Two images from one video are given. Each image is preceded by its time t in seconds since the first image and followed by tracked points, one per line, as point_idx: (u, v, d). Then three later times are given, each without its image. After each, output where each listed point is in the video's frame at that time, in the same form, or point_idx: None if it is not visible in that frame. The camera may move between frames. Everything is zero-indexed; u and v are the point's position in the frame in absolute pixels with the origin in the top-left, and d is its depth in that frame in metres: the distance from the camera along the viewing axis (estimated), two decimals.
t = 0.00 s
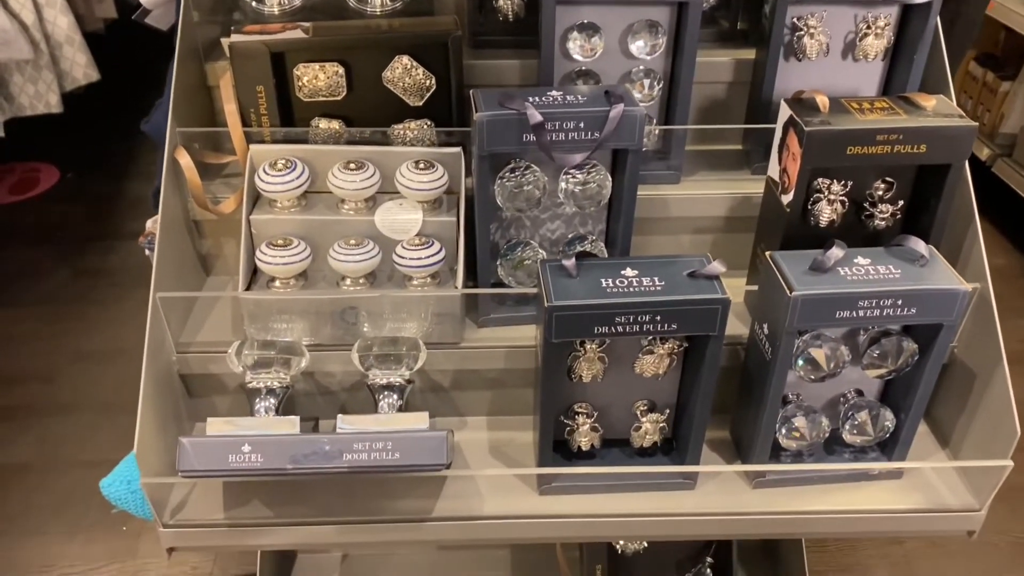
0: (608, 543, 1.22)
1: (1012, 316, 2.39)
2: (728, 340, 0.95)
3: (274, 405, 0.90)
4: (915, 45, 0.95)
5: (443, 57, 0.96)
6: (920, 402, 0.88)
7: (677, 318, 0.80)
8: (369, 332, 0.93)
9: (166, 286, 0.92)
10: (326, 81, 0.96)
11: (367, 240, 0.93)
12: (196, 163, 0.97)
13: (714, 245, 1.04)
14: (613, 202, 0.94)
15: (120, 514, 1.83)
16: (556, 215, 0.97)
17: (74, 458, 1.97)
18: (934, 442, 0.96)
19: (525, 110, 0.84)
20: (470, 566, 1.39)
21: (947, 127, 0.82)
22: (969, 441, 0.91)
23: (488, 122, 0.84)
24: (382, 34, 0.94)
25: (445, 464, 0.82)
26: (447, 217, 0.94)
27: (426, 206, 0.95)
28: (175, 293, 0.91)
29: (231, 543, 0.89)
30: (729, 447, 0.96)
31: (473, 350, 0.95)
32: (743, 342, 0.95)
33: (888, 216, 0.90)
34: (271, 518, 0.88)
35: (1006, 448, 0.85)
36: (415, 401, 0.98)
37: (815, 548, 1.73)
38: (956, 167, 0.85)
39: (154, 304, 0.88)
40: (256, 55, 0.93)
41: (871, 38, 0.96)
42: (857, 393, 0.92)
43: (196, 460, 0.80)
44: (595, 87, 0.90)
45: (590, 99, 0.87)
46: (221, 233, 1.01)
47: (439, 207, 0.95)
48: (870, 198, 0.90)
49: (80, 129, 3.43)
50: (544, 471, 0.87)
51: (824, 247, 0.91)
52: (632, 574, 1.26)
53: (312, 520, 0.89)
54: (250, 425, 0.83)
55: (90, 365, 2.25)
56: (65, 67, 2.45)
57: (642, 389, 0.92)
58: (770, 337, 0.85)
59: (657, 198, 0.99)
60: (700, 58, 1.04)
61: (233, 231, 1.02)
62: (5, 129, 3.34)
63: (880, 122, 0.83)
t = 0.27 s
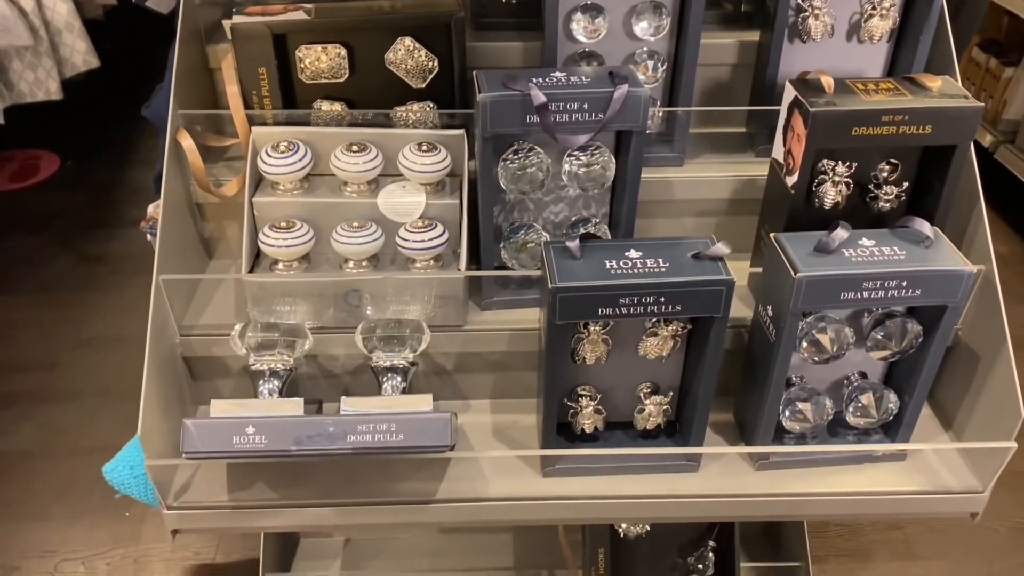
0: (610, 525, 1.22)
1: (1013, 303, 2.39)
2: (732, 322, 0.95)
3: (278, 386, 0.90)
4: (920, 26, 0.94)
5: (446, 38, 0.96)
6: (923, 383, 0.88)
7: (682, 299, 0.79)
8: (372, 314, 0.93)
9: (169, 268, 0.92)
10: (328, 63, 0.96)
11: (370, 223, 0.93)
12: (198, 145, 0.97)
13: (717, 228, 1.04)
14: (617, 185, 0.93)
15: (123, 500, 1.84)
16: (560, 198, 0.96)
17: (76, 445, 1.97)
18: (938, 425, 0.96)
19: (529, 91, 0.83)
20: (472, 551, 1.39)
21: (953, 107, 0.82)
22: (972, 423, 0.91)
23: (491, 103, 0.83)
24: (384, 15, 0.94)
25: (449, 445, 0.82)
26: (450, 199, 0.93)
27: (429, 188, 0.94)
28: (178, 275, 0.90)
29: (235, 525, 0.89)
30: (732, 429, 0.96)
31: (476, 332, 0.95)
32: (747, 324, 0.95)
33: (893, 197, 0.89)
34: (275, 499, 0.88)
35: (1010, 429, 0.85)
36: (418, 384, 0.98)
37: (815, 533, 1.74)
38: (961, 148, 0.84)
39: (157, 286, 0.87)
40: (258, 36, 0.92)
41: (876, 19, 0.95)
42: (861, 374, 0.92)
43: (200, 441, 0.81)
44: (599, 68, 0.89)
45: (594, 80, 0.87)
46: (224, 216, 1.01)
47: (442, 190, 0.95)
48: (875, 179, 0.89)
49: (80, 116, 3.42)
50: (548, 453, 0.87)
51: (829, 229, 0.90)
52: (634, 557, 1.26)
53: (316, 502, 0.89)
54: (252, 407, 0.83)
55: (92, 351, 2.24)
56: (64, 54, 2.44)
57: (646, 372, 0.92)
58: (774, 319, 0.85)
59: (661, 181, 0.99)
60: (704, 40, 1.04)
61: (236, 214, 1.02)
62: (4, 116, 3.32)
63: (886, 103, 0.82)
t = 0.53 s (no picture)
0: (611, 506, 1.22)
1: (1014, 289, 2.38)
2: (734, 301, 0.95)
3: (279, 364, 0.89)
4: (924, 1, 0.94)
5: (446, 15, 0.95)
6: (926, 362, 0.88)
7: (684, 277, 0.79)
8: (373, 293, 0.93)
9: (169, 247, 0.92)
10: (328, 41, 0.95)
11: (370, 201, 0.92)
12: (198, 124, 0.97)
13: (719, 207, 1.03)
14: (619, 163, 0.93)
15: (124, 485, 1.83)
16: (561, 177, 0.96)
17: (77, 430, 1.97)
18: (940, 404, 0.96)
19: (530, 67, 0.83)
20: (473, 533, 1.39)
21: (958, 84, 0.81)
22: (974, 402, 0.91)
23: (492, 79, 0.83)
24: None
25: (451, 423, 0.82)
26: (450, 177, 0.93)
27: (430, 167, 0.94)
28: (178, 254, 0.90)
29: (236, 503, 0.89)
30: (733, 408, 0.96)
31: (478, 311, 0.94)
32: (749, 303, 0.94)
33: (896, 175, 0.89)
34: (276, 478, 0.88)
35: (1012, 407, 0.85)
36: (419, 363, 0.98)
37: (816, 517, 1.74)
38: (966, 125, 0.84)
39: (157, 264, 0.87)
40: (257, 13, 0.92)
41: None
42: (863, 353, 0.92)
43: (201, 419, 0.80)
44: (601, 45, 0.89)
45: (596, 56, 0.86)
46: (223, 196, 1.00)
47: (443, 168, 0.94)
48: (878, 157, 0.89)
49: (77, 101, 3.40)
50: (549, 431, 0.87)
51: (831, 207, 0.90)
52: (635, 539, 1.26)
53: (316, 480, 0.89)
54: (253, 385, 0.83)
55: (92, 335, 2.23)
56: (62, 38, 2.42)
57: (647, 351, 0.92)
58: (776, 296, 0.84)
59: (663, 160, 0.99)
60: (707, 18, 1.03)
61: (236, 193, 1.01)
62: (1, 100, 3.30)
63: (890, 79, 0.82)
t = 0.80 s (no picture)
0: (613, 486, 1.22)
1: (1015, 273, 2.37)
2: (738, 280, 0.94)
3: (282, 342, 0.89)
4: None
5: None
6: (931, 339, 0.88)
7: (688, 254, 0.79)
8: (376, 272, 0.93)
9: (171, 225, 0.91)
10: (329, 17, 0.94)
11: (373, 179, 0.92)
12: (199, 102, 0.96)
13: (723, 185, 1.03)
14: (623, 140, 0.92)
15: (126, 468, 1.84)
16: (564, 155, 0.95)
17: (78, 414, 1.96)
18: (944, 382, 0.96)
19: (534, 42, 0.82)
20: (475, 514, 1.40)
21: (965, 58, 0.80)
22: (979, 380, 0.91)
23: (496, 54, 0.82)
24: None
25: (455, 401, 0.82)
26: (453, 155, 0.92)
27: (432, 144, 0.93)
28: (180, 232, 0.90)
29: (239, 481, 0.89)
30: (736, 387, 0.96)
31: (481, 290, 0.94)
32: (753, 281, 0.94)
33: (902, 152, 0.89)
34: (279, 456, 0.88)
35: (1017, 385, 0.85)
36: (422, 342, 0.98)
37: (817, 499, 1.74)
38: (972, 101, 0.83)
39: (159, 241, 0.87)
40: None
41: None
42: (868, 332, 0.92)
43: (204, 397, 0.80)
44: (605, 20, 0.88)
45: (600, 32, 0.85)
46: (225, 175, 1.00)
47: (446, 146, 0.93)
48: (883, 134, 0.88)
49: (75, 86, 3.38)
50: (553, 409, 0.86)
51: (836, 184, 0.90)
52: (637, 520, 1.26)
53: (319, 458, 0.89)
54: (257, 362, 0.83)
55: (93, 319, 2.23)
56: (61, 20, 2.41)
57: (651, 329, 0.92)
58: (781, 273, 0.84)
59: (666, 137, 0.98)
60: None
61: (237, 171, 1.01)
62: None
63: (895, 54, 0.81)
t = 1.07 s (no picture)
0: (614, 465, 1.22)
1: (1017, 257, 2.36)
2: (741, 258, 0.94)
3: (282, 320, 0.89)
4: None
5: None
6: (933, 317, 0.87)
7: (691, 230, 0.78)
8: (376, 250, 0.92)
9: (170, 203, 0.91)
10: None
11: (372, 156, 0.91)
12: (198, 79, 0.95)
13: (725, 163, 1.02)
14: (625, 117, 0.92)
15: (127, 450, 1.84)
16: (565, 132, 0.94)
17: (79, 397, 1.96)
18: (946, 361, 0.95)
19: (535, 16, 0.81)
20: (475, 496, 1.40)
21: (971, 32, 0.80)
22: (981, 358, 0.91)
23: (497, 29, 0.81)
24: None
25: (457, 378, 0.81)
26: (454, 132, 0.91)
27: (433, 121, 0.92)
28: (179, 209, 0.89)
29: (239, 460, 0.89)
30: (737, 365, 0.96)
31: (482, 268, 0.94)
32: (756, 260, 0.94)
33: (906, 129, 0.88)
34: (280, 434, 0.88)
35: (1020, 362, 0.85)
36: (422, 321, 0.98)
37: (817, 481, 1.74)
38: (978, 75, 0.82)
39: (157, 218, 0.86)
40: None
41: None
42: (870, 310, 0.92)
43: (204, 374, 0.80)
44: None
45: (602, 6, 0.84)
46: (224, 152, 0.99)
47: (446, 123, 0.93)
48: (888, 110, 0.88)
49: (73, 69, 3.36)
50: (554, 387, 0.86)
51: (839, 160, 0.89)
52: (637, 500, 1.26)
53: (320, 436, 0.89)
54: (257, 341, 0.82)
55: (93, 301, 2.22)
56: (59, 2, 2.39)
57: (652, 307, 0.91)
58: (784, 251, 0.84)
59: (669, 115, 0.97)
60: None
61: (236, 149, 1.00)
62: None
63: (901, 28, 0.80)
